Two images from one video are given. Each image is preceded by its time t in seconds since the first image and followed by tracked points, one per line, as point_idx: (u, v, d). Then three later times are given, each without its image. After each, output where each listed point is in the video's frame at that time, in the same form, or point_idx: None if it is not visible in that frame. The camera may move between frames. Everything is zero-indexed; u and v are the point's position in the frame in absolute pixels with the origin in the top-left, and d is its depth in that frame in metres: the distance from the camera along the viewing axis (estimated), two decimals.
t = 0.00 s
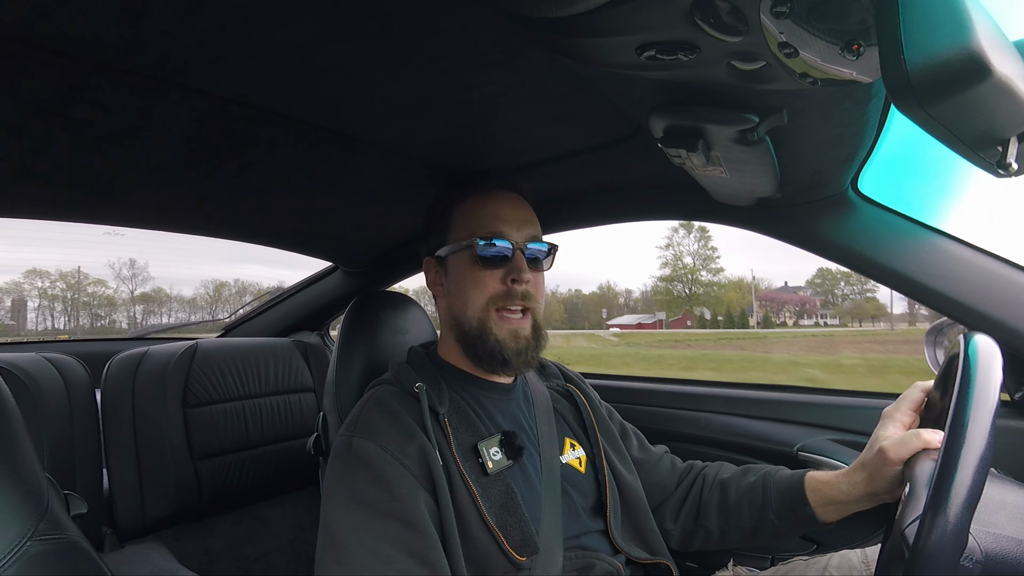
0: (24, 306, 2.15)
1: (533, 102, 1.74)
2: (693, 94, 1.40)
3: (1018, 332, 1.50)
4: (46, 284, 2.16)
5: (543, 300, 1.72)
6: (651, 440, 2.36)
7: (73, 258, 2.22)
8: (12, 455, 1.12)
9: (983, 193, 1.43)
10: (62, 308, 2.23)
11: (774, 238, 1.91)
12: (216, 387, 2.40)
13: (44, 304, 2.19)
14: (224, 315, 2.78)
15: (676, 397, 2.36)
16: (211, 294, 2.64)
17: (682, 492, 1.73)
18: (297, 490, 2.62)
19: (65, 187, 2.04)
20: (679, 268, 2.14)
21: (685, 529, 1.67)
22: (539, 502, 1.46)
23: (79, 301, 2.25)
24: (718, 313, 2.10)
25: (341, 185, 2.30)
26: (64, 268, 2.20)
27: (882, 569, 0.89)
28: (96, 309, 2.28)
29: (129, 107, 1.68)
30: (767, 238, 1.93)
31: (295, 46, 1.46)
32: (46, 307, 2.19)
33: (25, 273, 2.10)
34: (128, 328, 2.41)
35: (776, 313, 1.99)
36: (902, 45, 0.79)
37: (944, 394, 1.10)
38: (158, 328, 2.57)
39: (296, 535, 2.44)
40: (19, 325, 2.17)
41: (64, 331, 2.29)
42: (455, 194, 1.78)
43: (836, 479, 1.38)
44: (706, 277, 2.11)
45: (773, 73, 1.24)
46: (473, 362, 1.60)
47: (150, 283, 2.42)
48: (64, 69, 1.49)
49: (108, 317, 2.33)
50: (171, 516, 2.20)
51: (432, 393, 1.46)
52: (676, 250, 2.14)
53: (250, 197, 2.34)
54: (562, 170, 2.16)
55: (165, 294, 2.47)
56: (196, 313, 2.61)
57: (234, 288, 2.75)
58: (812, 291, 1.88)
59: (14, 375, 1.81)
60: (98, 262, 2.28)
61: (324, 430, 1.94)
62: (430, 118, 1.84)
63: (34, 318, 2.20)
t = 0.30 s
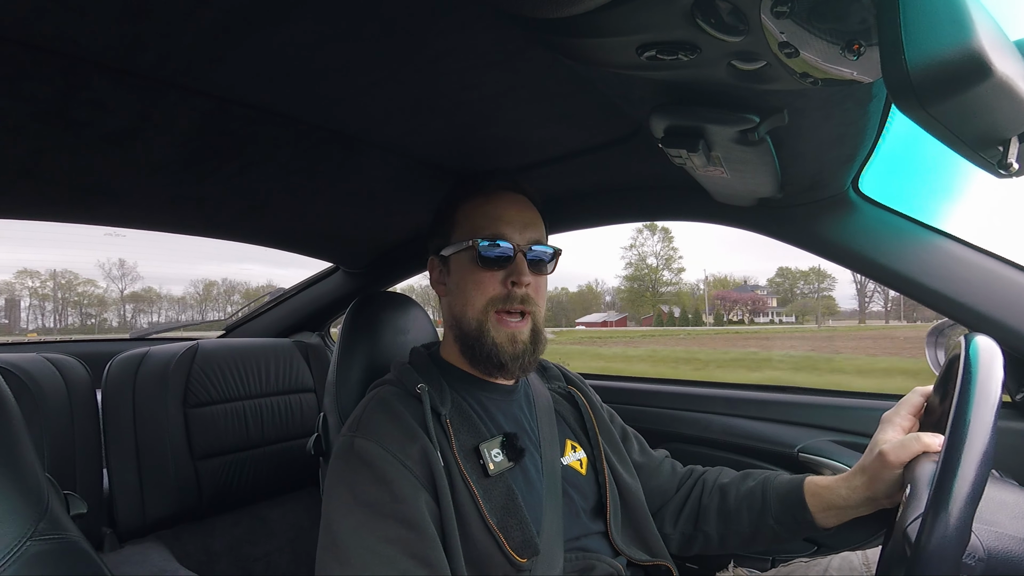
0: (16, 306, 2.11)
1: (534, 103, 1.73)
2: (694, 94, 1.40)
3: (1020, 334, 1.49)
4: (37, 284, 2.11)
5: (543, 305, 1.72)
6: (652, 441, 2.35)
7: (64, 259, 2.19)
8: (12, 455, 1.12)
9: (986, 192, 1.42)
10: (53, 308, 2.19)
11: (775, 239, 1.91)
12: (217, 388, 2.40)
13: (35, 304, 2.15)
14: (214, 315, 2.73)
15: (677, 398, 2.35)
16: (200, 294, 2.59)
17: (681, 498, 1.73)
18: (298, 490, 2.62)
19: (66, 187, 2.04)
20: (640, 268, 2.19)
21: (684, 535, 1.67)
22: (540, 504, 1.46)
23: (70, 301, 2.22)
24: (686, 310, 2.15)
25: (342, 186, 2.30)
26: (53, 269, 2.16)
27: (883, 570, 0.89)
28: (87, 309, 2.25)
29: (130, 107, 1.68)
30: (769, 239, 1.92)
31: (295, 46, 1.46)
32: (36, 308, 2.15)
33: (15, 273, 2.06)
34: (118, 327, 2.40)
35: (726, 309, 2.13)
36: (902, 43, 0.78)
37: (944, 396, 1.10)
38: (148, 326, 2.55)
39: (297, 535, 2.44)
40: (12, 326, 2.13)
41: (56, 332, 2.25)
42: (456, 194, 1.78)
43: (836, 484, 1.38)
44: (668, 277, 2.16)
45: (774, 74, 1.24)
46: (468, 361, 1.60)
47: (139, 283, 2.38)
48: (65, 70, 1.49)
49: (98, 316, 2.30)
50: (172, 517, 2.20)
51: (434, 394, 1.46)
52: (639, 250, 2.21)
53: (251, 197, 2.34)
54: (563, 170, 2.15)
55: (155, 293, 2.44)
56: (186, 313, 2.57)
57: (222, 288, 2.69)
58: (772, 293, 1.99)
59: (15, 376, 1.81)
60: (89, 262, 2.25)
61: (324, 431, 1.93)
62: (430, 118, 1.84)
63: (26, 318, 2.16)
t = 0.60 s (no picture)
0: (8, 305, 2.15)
1: (533, 104, 1.73)
2: (694, 95, 1.40)
3: (1020, 335, 1.49)
4: (28, 285, 2.15)
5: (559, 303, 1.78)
6: (653, 442, 2.35)
7: (55, 260, 2.21)
8: (12, 457, 1.12)
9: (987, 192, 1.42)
10: (44, 308, 2.23)
11: (774, 240, 1.91)
12: (217, 389, 2.40)
13: (26, 305, 2.19)
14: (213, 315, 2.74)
15: (677, 400, 2.35)
16: (191, 294, 2.60)
17: (682, 497, 1.72)
18: (298, 491, 2.62)
19: (65, 188, 2.05)
20: (607, 267, 2.28)
21: (686, 533, 1.67)
22: (539, 505, 1.46)
23: (61, 301, 2.25)
24: (649, 306, 2.25)
25: (342, 187, 2.30)
26: (45, 269, 2.19)
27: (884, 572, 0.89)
28: (78, 309, 2.29)
29: (129, 108, 1.68)
30: (767, 239, 1.93)
31: (295, 47, 1.46)
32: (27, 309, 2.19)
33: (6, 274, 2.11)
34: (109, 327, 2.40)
35: (684, 307, 2.20)
36: (901, 45, 0.78)
37: (944, 397, 1.10)
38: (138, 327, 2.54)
39: (296, 536, 2.44)
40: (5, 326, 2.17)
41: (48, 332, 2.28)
42: (456, 195, 1.78)
43: (837, 483, 1.38)
44: (633, 275, 2.26)
45: (773, 75, 1.24)
46: (504, 366, 1.61)
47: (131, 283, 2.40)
48: (64, 71, 1.49)
49: (89, 316, 2.33)
50: (171, 518, 2.20)
51: (433, 397, 1.46)
52: (606, 250, 2.30)
53: (250, 198, 2.34)
54: (563, 172, 2.16)
55: (145, 293, 2.45)
56: (177, 313, 2.58)
57: (211, 287, 2.69)
58: (734, 291, 2.13)
59: (14, 377, 1.81)
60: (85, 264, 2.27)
61: (324, 432, 1.93)
62: (430, 119, 1.84)
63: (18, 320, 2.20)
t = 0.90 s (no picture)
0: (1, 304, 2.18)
1: (535, 104, 1.73)
2: (695, 95, 1.40)
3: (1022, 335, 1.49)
4: (20, 285, 2.17)
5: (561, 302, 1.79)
6: (653, 442, 2.35)
7: (45, 260, 2.21)
8: (13, 457, 1.12)
9: (989, 192, 1.42)
10: (35, 308, 2.25)
11: (774, 240, 1.91)
12: (218, 389, 2.40)
13: (19, 304, 2.22)
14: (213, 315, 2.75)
15: (678, 400, 2.35)
16: (180, 292, 2.60)
17: (683, 497, 1.73)
18: (299, 491, 2.62)
19: (67, 189, 2.05)
20: (574, 265, 2.24)
21: (687, 533, 1.67)
22: (542, 506, 1.46)
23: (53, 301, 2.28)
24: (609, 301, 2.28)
25: (343, 187, 2.30)
26: (37, 270, 2.20)
27: None
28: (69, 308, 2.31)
29: (131, 109, 1.68)
30: (767, 239, 1.93)
31: (296, 48, 1.46)
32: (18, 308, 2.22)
33: None
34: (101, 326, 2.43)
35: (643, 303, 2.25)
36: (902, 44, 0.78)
37: (945, 397, 1.10)
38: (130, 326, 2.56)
39: (298, 536, 2.44)
40: None
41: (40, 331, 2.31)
42: (458, 196, 1.78)
43: (838, 483, 1.38)
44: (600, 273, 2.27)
45: (774, 75, 1.24)
46: (509, 364, 1.61)
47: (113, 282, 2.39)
48: (66, 71, 1.49)
49: (81, 315, 2.36)
50: (172, 518, 2.20)
51: (435, 396, 1.46)
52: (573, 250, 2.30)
53: (251, 198, 2.34)
54: (564, 172, 2.16)
55: (136, 292, 2.48)
56: (167, 312, 2.61)
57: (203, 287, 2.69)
58: (697, 287, 2.18)
59: (16, 376, 1.81)
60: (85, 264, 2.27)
61: (326, 432, 1.93)
62: (431, 119, 1.84)
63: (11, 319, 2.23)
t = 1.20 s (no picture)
0: None
1: (535, 103, 1.73)
2: (695, 94, 1.40)
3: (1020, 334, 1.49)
4: (9, 283, 2.16)
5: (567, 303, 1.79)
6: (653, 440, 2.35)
7: (36, 258, 2.19)
8: (13, 455, 1.12)
9: (989, 190, 1.42)
10: (27, 305, 2.24)
11: (774, 238, 1.91)
12: (218, 387, 2.40)
13: (9, 302, 2.20)
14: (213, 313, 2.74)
15: (677, 398, 2.35)
16: (171, 290, 2.56)
17: (683, 495, 1.73)
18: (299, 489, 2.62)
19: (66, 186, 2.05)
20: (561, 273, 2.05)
21: (686, 532, 1.68)
22: (540, 505, 1.46)
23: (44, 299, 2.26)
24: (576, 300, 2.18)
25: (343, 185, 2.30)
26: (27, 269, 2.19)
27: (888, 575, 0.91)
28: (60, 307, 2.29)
29: (130, 107, 1.68)
30: (766, 236, 1.93)
31: (297, 46, 1.46)
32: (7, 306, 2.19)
33: None
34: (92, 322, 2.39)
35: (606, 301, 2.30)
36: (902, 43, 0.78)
37: (944, 396, 1.09)
38: (123, 323, 2.53)
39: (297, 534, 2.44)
40: None
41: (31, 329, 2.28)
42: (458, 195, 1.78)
43: (837, 481, 1.38)
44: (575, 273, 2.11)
45: (774, 73, 1.24)
46: (511, 363, 1.61)
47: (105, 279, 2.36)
48: (65, 69, 1.49)
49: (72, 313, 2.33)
50: (172, 516, 2.20)
51: (433, 395, 1.46)
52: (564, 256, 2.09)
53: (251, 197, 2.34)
54: (564, 170, 2.15)
55: (127, 290, 2.44)
56: (158, 309, 2.56)
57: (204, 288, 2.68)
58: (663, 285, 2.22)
59: (16, 374, 1.81)
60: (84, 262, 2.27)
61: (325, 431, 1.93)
62: (431, 118, 1.84)
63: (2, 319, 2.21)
